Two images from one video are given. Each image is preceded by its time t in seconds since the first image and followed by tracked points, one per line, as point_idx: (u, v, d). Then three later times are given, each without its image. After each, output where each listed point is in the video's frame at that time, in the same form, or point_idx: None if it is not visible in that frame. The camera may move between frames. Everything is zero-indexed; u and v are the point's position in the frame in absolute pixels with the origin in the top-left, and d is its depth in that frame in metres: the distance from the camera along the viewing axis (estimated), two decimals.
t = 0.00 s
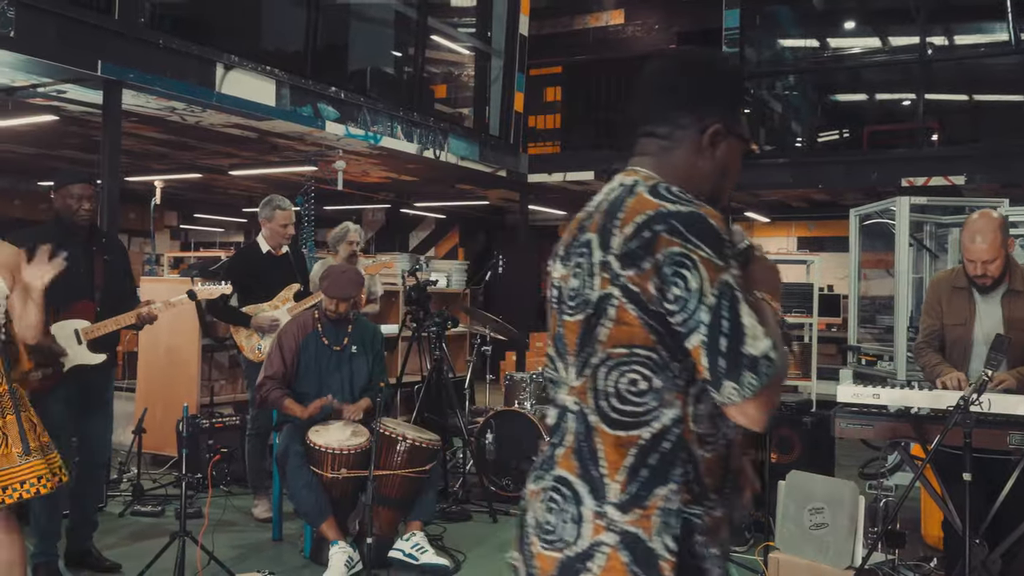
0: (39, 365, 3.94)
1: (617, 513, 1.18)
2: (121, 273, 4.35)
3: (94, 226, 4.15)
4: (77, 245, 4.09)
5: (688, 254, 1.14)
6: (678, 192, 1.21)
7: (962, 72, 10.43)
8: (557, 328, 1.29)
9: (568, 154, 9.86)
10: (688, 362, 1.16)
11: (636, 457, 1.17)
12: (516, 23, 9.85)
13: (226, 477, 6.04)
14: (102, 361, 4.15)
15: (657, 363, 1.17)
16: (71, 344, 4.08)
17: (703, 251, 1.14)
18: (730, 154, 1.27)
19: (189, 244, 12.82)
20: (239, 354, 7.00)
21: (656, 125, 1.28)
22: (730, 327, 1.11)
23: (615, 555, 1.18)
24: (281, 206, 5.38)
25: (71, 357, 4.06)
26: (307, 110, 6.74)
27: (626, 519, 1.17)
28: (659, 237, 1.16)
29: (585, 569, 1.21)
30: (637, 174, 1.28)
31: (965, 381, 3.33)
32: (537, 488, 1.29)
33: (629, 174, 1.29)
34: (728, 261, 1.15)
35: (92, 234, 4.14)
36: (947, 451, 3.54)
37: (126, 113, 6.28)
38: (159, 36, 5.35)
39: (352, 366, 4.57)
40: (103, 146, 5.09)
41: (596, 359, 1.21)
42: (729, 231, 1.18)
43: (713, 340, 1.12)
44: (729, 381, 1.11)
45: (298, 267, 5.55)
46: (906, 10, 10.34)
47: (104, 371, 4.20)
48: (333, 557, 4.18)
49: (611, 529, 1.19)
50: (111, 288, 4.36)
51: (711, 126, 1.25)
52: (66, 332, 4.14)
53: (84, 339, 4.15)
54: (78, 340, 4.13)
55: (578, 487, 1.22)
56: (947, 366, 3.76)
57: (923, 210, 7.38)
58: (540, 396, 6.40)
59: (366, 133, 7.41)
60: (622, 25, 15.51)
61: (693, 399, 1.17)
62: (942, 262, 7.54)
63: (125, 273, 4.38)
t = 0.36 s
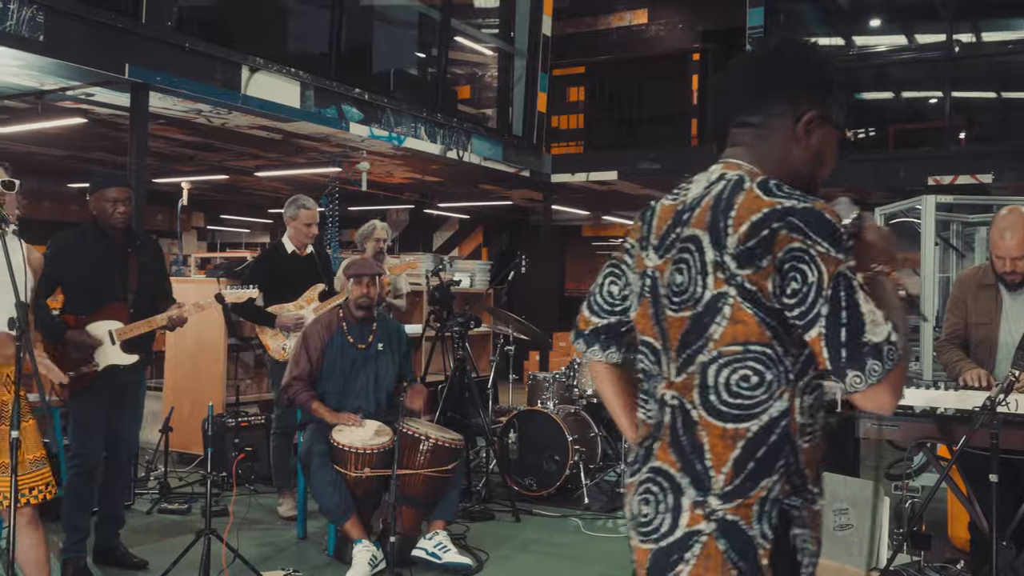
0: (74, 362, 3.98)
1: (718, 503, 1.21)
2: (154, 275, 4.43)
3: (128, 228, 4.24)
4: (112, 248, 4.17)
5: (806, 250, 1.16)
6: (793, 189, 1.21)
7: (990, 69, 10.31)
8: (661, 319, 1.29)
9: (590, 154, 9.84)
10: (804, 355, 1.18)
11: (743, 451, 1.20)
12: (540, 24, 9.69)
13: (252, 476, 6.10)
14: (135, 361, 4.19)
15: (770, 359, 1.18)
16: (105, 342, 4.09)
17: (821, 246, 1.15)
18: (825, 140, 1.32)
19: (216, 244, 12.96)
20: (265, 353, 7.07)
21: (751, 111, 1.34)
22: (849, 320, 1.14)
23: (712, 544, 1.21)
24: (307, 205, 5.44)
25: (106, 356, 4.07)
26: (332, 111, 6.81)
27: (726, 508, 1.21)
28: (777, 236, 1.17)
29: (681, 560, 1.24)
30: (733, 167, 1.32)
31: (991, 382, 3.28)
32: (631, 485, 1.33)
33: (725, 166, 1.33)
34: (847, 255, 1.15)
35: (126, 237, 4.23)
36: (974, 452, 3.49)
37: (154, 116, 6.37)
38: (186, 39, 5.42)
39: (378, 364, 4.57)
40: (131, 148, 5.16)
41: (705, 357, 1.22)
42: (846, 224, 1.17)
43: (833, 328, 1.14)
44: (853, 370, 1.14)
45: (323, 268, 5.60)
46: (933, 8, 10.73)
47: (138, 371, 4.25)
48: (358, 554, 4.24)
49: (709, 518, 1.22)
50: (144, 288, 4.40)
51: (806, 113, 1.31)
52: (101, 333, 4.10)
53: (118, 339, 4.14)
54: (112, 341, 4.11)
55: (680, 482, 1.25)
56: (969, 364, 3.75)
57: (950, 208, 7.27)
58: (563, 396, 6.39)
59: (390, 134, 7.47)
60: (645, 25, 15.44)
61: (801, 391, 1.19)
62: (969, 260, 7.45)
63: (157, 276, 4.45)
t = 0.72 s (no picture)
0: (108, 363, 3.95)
1: (820, 512, 1.28)
2: (183, 276, 4.47)
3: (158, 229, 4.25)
4: (141, 250, 4.20)
5: (840, 272, 1.24)
6: (846, 217, 1.28)
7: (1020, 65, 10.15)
8: (733, 340, 1.40)
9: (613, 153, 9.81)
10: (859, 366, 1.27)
11: (828, 458, 1.28)
12: (562, 24, 9.75)
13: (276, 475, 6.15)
14: (167, 360, 4.25)
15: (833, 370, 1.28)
16: (138, 344, 4.10)
17: (851, 271, 1.23)
18: (880, 165, 1.37)
19: (242, 245, 13.09)
20: (290, 353, 7.14)
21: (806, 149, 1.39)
22: (859, 344, 1.22)
23: (827, 552, 1.28)
24: (332, 206, 5.46)
25: (139, 356, 4.08)
26: (356, 112, 6.84)
27: (831, 516, 1.28)
28: (819, 259, 1.26)
29: (799, 568, 1.30)
30: (795, 193, 1.38)
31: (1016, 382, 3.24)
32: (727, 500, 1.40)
33: (785, 194, 1.40)
34: (875, 283, 1.23)
35: (156, 239, 4.26)
36: (1002, 453, 3.43)
37: (180, 118, 6.45)
38: (211, 42, 5.47)
39: (403, 366, 4.60)
40: (157, 150, 5.22)
41: (775, 368, 1.32)
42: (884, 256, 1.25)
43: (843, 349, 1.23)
44: (852, 395, 1.23)
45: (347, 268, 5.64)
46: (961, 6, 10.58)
47: (171, 368, 4.34)
48: (381, 552, 4.26)
49: (818, 526, 1.29)
50: (175, 288, 4.47)
51: (858, 142, 1.36)
52: (133, 334, 4.10)
53: (149, 340, 4.14)
54: (143, 341, 4.11)
55: (776, 491, 1.33)
56: (994, 363, 3.71)
57: (978, 206, 7.17)
58: (585, 396, 6.36)
59: (413, 134, 7.49)
60: (669, 24, 15.34)
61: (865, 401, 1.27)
62: (997, 259, 7.34)
63: (185, 277, 4.48)
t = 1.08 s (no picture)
0: (134, 362, 4.05)
1: (947, 514, 1.54)
2: (211, 277, 4.48)
3: (185, 231, 4.31)
4: (169, 250, 4.25)
5: (979, 264, 1.54)
6: (957, 208, 1.61)
7: None
8: (843, 347, 1.69)
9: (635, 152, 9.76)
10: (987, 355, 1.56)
11: (957, 457, 1.53)
12: (584, 23, 9.76)
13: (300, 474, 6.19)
14: (192, 359, 4.23)
15: (967, 367, 1.55)
16: (164, 343, 4.13)
17: (990, 263, 1.53)
18: (976, 156, 1.67)
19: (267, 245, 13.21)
20: (314, 353, 7.19)
21: (907, 138, 1.70)
22: (1014, 331, 1.52)
23: (950, 553, 1.53)
24: (355, 207, 5.49)
25: (165, 356, 4.13)
26: (379, 113, 6.87)
27: (956, 518, 1.53)
28: (950, 253, 1.56)
29: (919, 567, 1.55)
30: (899, 190, 1.69)
31: None
32: (840, 503, 1.66)
33: (893, 190, 1.69)
34: (1012, 272, 1.53)
35: (184, 241, 4.32)
36: None
37: (206, 120, 6.53)
38: (235, 45, 5.53)
39: (427, 366, 4.63)
40: (183, 152, 5.29)
41: (906, 368, 1.59)
42: (1013, 242, 1.55)
43: (997, 340, 1.52)
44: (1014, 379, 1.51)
45: (371, 269, 5.66)
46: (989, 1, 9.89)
47: (197, 369, 4.31)
48: (404, 552, 4.26)
49: (942, 528, 1.54)
50: (201, 289, 4.45)
51: (961, 133, 1.65)
52: (159, 333, 4.13)
53: (175, 339, 4.17)
54: (170, 340, 4.14)
55: (901, 490, 1.58)
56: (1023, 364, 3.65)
57: (1006, 205, 7.05)
58: (608, 396, 6.35)
59: (436, 135, 7.50)
60: (691, 23, 15.20)
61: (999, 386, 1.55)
62: None
63: (213, 278, 4.48)
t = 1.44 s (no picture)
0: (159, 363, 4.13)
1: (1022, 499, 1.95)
2: (237, 278, 4.51)
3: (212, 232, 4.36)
4: (195, 251, 4.29)
5: None
6: None
7: None
8: (927, 346, 2.08)
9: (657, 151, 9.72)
10: None
11: None
12: (605, 23, 9.75)
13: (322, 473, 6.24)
14: (217, 360, 4.26)
15: None
16: (189, 344, 4.17)
17: None
18: None
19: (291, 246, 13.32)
20: (337, 352, 7.25)
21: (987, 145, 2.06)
22: None
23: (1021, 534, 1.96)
24: (380, 210, 5.51)
25: (189, 356, 4.17)
26: (400, 115, 6.90)
27: None
28: None
29: (995, 543, 1.99)
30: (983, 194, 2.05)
31: None
32: (918, 491, 2.11)
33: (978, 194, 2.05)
34: None
35: (209, 241, 4.36)
36: None
37: (231, 122, 6.61)
38: (259, 47, 5.59)
39: (449, 364, 4.64)
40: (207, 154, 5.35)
41: (994, 374, 1.95)
42: None
43: None
44: None
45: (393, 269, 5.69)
46: None
47: (221, 368, 4.34)
48: (426, 551, 4.29)
49: (1014, 514, 1.96)
50: (227, 289, 4.46)
51: None
52: (184, 334, 4.17)
53: (200, 339, 4.20)
54: (195, 340, 4.18)
55: (980, 481, 1.99)
56: None
57: None
58: (631, 396, 6.32)
59: (457, 135, 7.53)
60: (714, 22, 15.08)
61: None
62: None
63: (238, 278, 4.51)
